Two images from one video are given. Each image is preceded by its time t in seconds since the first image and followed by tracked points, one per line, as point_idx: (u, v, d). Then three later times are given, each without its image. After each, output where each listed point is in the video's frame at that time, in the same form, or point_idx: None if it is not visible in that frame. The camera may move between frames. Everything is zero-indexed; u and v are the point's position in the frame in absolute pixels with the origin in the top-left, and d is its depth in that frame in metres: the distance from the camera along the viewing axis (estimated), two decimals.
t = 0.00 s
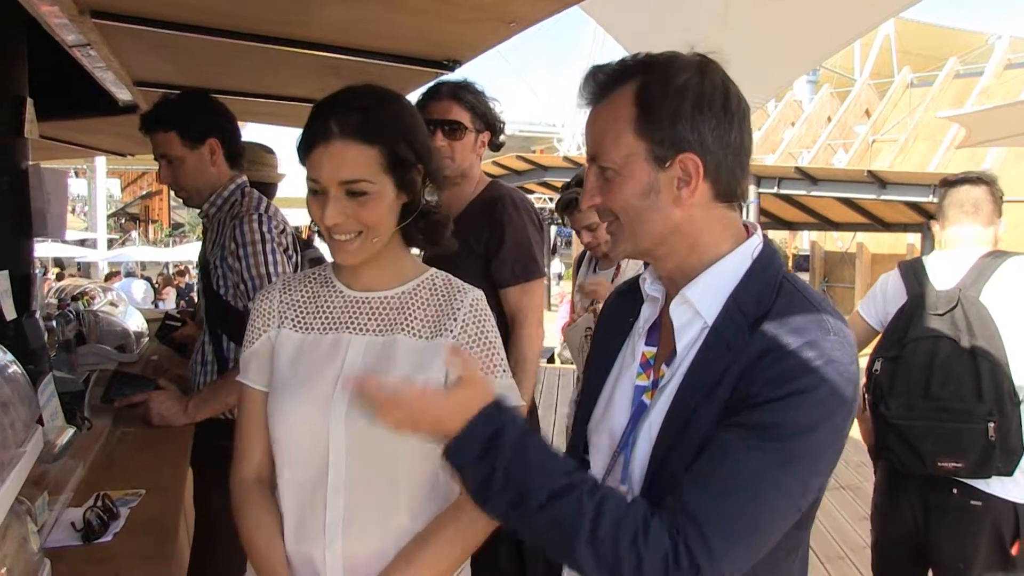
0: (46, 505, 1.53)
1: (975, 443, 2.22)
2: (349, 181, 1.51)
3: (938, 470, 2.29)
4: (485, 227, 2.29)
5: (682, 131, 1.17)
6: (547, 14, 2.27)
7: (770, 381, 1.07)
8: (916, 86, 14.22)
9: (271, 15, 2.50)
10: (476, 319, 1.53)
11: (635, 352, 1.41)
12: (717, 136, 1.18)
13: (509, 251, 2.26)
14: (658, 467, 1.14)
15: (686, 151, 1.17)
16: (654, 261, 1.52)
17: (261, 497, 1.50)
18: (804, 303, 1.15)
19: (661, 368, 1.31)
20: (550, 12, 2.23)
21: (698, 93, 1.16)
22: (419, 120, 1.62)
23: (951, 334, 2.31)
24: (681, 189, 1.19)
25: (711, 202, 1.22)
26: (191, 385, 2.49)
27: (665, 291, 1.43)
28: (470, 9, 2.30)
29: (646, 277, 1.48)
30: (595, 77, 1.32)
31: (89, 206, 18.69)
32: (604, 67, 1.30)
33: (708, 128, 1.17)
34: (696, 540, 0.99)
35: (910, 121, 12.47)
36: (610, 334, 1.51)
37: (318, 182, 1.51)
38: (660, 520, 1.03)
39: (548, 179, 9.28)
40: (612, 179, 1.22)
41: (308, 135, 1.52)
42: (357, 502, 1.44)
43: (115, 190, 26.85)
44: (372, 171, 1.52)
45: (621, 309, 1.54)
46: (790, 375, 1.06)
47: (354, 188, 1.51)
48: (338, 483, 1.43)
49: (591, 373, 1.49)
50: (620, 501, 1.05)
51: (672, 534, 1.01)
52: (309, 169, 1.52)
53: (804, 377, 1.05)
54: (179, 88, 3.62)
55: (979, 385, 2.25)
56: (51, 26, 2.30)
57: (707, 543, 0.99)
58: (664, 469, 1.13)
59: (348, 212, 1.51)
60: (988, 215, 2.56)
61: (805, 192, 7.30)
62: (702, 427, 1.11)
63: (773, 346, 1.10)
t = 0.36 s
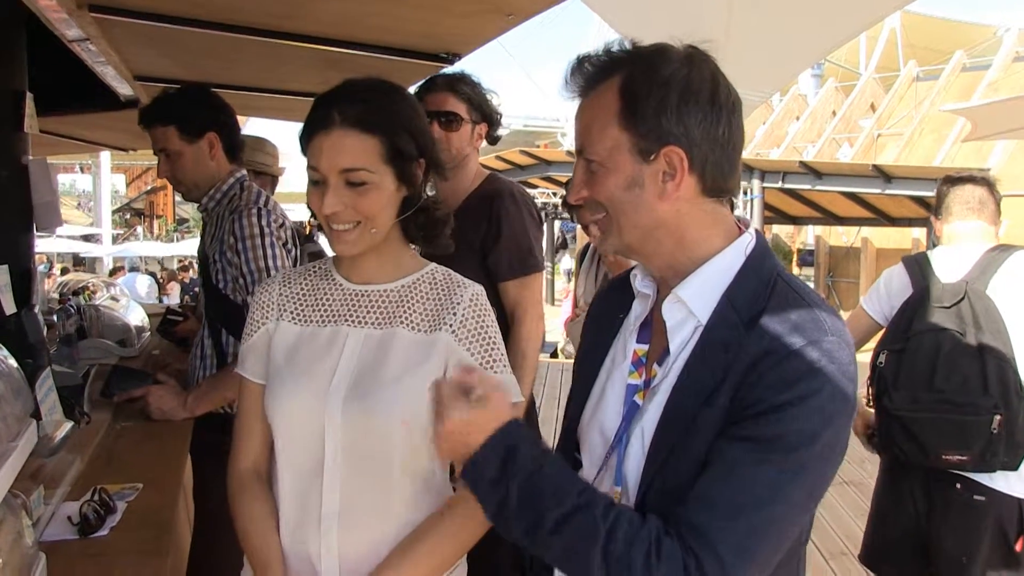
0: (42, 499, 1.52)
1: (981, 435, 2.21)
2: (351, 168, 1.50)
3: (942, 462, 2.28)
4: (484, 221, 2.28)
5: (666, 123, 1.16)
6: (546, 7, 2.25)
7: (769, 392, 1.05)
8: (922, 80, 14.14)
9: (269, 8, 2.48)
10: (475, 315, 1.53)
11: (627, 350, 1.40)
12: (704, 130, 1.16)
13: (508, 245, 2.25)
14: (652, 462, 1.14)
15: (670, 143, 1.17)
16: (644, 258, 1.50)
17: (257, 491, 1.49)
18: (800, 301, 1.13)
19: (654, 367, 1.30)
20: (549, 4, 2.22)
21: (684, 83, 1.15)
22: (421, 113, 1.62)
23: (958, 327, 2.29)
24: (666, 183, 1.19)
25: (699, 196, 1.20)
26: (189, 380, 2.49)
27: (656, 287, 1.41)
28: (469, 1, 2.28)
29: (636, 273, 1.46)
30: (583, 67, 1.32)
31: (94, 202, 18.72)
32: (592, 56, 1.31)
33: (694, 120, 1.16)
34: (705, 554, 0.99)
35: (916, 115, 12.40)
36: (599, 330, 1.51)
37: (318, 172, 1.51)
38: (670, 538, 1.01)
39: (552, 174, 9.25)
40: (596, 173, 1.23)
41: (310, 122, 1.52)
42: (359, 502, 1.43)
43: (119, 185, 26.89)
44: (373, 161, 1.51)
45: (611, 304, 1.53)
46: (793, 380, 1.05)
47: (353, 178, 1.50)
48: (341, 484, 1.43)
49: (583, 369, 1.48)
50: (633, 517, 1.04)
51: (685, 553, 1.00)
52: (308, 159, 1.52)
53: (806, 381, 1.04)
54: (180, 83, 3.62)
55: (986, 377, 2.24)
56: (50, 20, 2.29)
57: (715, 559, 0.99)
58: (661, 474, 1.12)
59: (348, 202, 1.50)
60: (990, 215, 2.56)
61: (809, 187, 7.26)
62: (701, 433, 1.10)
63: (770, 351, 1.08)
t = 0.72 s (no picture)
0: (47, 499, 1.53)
1: (1001, 437, 2.19)
2: (353, 169, 1.49)
3: (959, 463, 2.26)
4: (490, 221, 2.27)
5: (668, 119, 1.16)
6: (554, 5, 2.24)
7: (789, 406, 1.03)
8: (936, 78, 14.00)
9: (278, 7, 2.49)
10: (475, 315, 1.53)
11: (626, 351, 1.38)
12: (707, 126, 1.16)
13: (515, 246, 2.23)
14: (663, 472, 1.11)
15: (671, 138, 1.16)
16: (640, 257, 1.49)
17: (257, 493, 1.49)
18: (802, 300, 1.11)
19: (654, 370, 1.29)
20: (558, 3, 2.21)
21: (688, 79, 1.15)
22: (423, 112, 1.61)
23: (979, 329, 2.27)
24: (665, 178, 1.19)
25: (699, 193, 1.19)
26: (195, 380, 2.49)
27: (654, 287, 1.40)
28: None
29: (634, 273, 1.45)
30: (589, 58, 1.32)
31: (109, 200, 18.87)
32: (598, 49, 1.31)
33: (698, 117, 1.15)
34: None
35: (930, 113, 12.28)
36: (595, 331, 1.50)
37: (318, 172, 1.50)
38: None
39: (562, 172, 9.22)
40: (597, 165, 1.24)
41: (314, 119, 1.51)
42: (375, 508, 1.43)
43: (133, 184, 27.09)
44: (372, 163, 1.50)
45: (608, 305, 1.52)
46: (811, 393, 1.02)
47: (353, 179, 1.49)
48: (354, 491, 1.42)
49: (583, 370, 1.47)
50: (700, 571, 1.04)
51: None
52: (310, 158, 1.51)
53: (823, 394, 1.01)
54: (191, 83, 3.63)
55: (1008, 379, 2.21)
56: (60, 20, 2.31)
57: None
58: (681, 484, 1.10)
59: (348, 203, 1.49)
60: (1008, 212, 2.53)
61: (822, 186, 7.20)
62: (720, 449, 1.07)
63: (781, 362, 1.06)
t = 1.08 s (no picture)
0: (44, 502, 1.52)
1: (981, 437, 2.32)
2: (359, 166, 1.48)
3: (940, 463, 2.41)
4: (491, 227, 2.26)
5: (650, 125, 1.15)
6: (556, 8, 2.23)
7: (810, 420, 1.00)
8: (945, 82, 13.95)
9: (280, 10, 2.49)
10: (459, 314, 1.51)
11: (622, 358, 1.37)
12: (691, 131, 1.15)
13: (516, 252, 2.22)
14: (669, 487, 1.09)
15: (654, 145, 1.16)
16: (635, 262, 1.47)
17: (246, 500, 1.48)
18: (805, 307, 1.09)
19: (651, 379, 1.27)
20: (560, 6, 2.20)
21: (668, 85, 1.14)
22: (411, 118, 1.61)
23: (959, 331, 2.40)
24: (652, 185, 1.18)
25: (689, 199, 1.18)
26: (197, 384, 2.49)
27: (649, 293, 1.38)
28: (479, 3, 2.27)
29: (629, 279, 1.44)
30: (569, 70, 1.33)
31: (119, 202, 18.99)
32: (577, 60, 1.32)
33: (681, 122, 1.15)
34: None
35: (940, 117, 12.23)
36: (589, 338, 1.49)
37: (322, 172, 1.47)
38: None
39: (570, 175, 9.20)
40: (582, 176, 1.24)
41: (308, 122, 1.48)
42: (378, 514, 1.43)
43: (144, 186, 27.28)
44: (378, 161, 1.50)
45: (604, 310, 1.50)
46: (826, 409, 0.99)
47: (358, 177, 1.48)
48: (358, 498, 1.42)
49: (577, 377, 1.45)
50: None
51: None
52: (307, 158, 1.48)
53: (841, 410, 0.98)
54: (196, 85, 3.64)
55: (981, 380, 2.35)
56: (64, 23, 2.31)
57: None
58: (691, 494, 1.07)
59: (354, 201, 1.47)
60: (990, 213, 2.57)
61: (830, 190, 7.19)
62: (737, 463, 1.04)
63: (794, 377, 1.03)
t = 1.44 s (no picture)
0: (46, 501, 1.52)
1: (936, 424, 2.38)
2: (371, 155, 1.47)
3: (903, 451, 2.45)
4: (497, 225, 2.24)
5: (675, 108, 1.13)
6: (563, 5, 2.21)
7: (819, 421, 0.97)
8: (961, 81, 13.82)
9: (288, 8, 2.48)
10: (441, 306, 1.50)
11: (626, 354, 1.35)
12: (714, 115, 1.13)
13: (524, 251, 2.20)
14: (673, 482, 1.07)
15: (677, 129, 1.14)
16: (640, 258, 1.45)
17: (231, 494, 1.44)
18: (813, 302, 1.07)
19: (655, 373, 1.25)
20: (568, 3, 2.18)
21: (692, 69, 1.13)
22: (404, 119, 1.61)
23: (920, 324, 2.45)
24: (673, 170, 1.16)
25: (708, 186, 1.17)
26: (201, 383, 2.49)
27: (655, 287, 1.36)
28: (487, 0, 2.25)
29: (633, 274, 1.41)
30: (588, 53, 1.30)
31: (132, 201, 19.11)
32: (596, 44, 1.29)
33: (704, 106, 1.13)
34: None
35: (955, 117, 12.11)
36: (592, 334, 1.47)
37: (334, 160, 1.45)
38: None
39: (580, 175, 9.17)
40: (601, 160, 1.21)
41: (316, 106, 1.45)
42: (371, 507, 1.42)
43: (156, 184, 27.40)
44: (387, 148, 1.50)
45: (608, 307, 1.48)
46: (835, 403, 0.96)
47: (371, 163, 1.48)
48: (351, 492, 1.40)
49: (579, 374, 1.44)
50: None
51: None
52: (314, 147, 1.45)
53: (852, 406, 0.96)
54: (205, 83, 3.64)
55: (936, 369, 2.41)
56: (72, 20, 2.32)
57: None
58: (696, 492, 1.05)
59: (368, 188, 1.46)
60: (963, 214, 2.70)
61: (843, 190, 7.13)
62: (741, 460, 1.02)
63: (800, 371, 1.00)
